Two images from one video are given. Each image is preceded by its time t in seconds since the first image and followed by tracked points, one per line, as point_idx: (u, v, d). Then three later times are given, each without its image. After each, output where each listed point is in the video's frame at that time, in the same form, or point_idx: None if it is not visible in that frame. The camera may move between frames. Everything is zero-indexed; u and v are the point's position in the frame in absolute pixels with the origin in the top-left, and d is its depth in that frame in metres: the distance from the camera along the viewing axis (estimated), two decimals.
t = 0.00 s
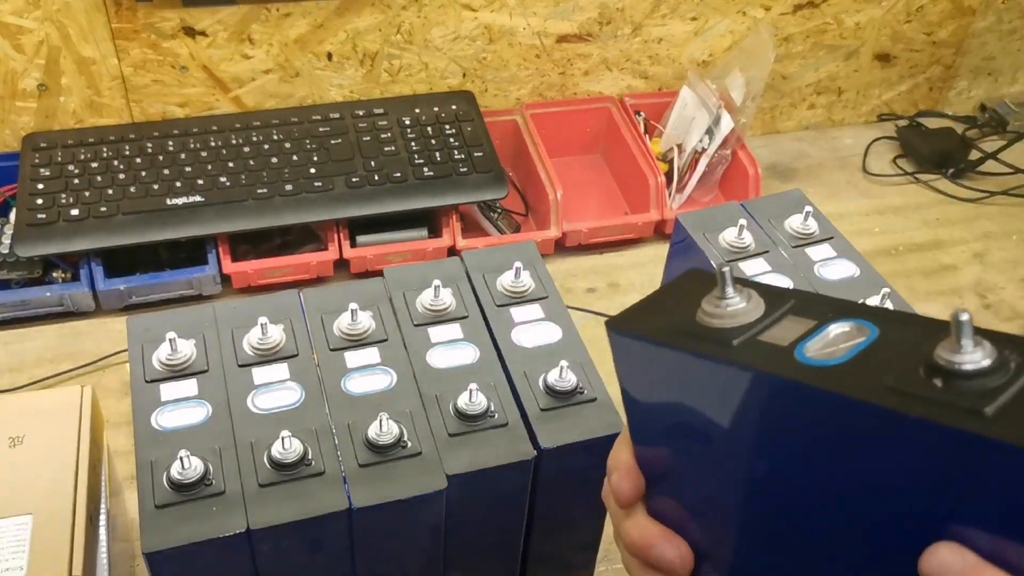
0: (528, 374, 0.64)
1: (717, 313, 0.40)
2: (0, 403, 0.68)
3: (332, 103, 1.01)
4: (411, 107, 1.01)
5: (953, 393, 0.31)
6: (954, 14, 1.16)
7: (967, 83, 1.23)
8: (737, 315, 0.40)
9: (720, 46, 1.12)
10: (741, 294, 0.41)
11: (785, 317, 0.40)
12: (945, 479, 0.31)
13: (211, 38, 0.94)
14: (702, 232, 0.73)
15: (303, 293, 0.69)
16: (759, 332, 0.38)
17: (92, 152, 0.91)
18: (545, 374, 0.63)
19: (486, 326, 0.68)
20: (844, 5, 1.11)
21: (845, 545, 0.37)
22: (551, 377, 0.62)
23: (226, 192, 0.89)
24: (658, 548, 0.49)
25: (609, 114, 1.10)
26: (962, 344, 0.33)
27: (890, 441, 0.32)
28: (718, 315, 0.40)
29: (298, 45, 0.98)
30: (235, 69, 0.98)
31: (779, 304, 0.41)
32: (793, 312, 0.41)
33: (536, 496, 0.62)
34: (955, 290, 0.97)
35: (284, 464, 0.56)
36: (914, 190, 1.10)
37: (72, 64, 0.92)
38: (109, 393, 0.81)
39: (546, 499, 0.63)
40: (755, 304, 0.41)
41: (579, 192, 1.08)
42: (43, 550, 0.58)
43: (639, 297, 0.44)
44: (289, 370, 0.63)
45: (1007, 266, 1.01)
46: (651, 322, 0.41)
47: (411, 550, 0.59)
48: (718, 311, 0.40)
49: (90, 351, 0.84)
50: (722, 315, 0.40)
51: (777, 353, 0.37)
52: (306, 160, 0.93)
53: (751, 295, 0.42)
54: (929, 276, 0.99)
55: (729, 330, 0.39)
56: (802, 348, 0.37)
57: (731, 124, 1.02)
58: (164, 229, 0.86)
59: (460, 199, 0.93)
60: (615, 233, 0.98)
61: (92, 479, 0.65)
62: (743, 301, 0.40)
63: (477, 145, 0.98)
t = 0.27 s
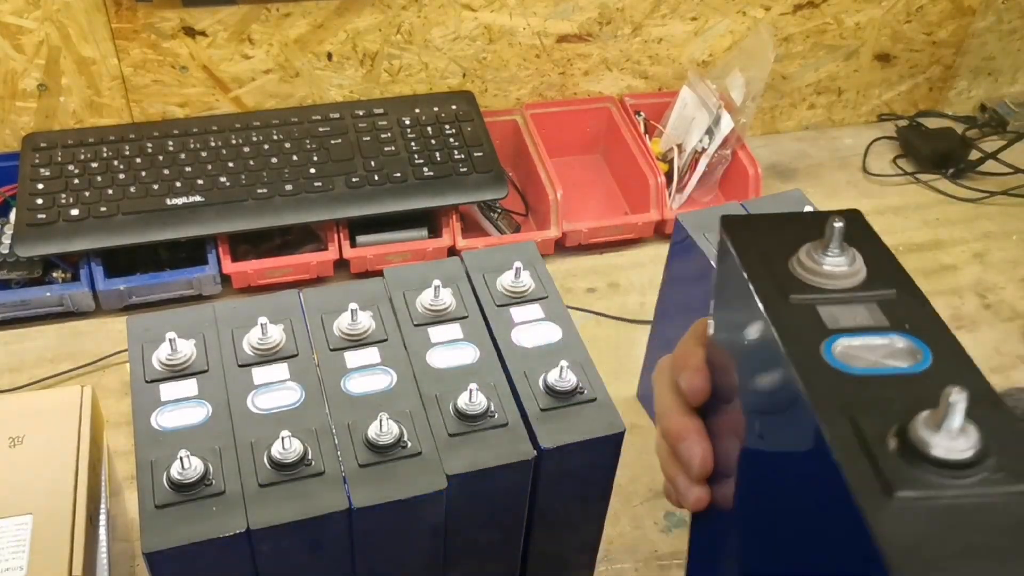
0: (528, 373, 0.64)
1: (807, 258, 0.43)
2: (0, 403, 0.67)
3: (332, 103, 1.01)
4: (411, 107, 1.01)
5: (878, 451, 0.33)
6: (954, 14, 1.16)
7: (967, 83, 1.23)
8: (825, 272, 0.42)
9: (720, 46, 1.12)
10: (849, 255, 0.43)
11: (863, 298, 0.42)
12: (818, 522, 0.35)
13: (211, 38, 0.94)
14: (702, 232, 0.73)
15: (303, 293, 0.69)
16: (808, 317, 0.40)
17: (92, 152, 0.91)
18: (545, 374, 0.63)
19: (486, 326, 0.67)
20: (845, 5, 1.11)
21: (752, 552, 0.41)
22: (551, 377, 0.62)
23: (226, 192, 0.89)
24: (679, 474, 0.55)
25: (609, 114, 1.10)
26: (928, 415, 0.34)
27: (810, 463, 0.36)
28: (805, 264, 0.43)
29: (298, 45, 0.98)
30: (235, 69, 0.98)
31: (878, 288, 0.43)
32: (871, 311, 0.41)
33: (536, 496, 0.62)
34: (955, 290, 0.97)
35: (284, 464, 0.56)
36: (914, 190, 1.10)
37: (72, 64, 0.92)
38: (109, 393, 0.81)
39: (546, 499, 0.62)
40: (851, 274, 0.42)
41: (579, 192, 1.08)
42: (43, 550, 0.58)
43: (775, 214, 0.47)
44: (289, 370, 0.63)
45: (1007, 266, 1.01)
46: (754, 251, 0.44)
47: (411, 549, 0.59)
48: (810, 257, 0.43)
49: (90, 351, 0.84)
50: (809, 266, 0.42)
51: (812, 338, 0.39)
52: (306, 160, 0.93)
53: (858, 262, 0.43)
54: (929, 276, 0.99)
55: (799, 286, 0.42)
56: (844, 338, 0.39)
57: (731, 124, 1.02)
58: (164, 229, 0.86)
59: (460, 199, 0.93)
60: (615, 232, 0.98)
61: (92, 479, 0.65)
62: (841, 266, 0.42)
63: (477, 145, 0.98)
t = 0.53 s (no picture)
0: (528, 374, 0.64)
1: (951, 302, 0.36)
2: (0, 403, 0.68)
3: (332, 103, 1.01)
4: (411, 107, 1.01)
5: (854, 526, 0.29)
6: (954, 14, 1.16)
7: (967, 83, 1.23)
8: (965, 325, 0.35)
9: (720, 46, 1.12)
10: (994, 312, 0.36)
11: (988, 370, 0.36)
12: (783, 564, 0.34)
13: (211, 38, 0.94)
14: (702, 232, 0.73)
15: (303, 293, 0.69)
16: (908, 369, 0.34)
17: (92, 152, 0.91)
18: (545, 374, 0.63)
19: (485, 326, 0.67)
20: (845, 5, 1.11)
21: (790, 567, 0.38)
22: (551, 377, 0.62)
23: (226, 192, 0.89)
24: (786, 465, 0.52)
25: (609, 114, 1.10)
26: (919, 516, 0.29)
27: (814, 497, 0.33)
28: (939, 306, 0.36)
29: (298, 45, 0.98)
30: (235, 69, 0.98)
31: None
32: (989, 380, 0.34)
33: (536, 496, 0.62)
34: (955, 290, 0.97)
35: (284, 464, 0.56)
36: (914, 190, 1.10)
37: (72, 64, 0.92)
38: (109, 393, 0.81)
39: (546, 499, 0.63)
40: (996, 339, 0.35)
41: (579, 192, 1.08)
42: (43, 550, 0.58)
43: (943, 228, 0.40)
44: (289, 370, 0.63)
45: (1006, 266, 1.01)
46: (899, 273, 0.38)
47: (411, 549, 0.59)
48: (951, 302, 0.36)
49: (90, 351, 0.84)
50: (944, 313, 0.36)
51: (885, 384, 0.34)
52: (306, 160, 0.93)
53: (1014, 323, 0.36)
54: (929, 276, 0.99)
55: (919, 325, 0.36)
56: (921, 399, 0.33)
57: (731, 124, 1.02)
58: (164, 229, 0.86)
59: (460, 199, 0.93)
60: (615, 232, 0.98)
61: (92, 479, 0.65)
62: (988, 324, 0.35)
63: (477, 145, 0.98)
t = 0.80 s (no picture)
0: (528, 374, 0.64)
1: (849, 315, 0.28)
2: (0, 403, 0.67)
3: (332, 103, 1.01)
4: (411, 107, 1.01)
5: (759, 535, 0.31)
6: (954, 14, 1.16)
7: (967, 83, 1.23)
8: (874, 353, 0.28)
9: (720, 46, 1.12)
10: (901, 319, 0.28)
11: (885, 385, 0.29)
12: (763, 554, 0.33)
13: (211, 38, 0.94)
14: (702, 232, 0.73)
15: (303, 293, 0.69)
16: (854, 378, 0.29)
17: (92, 152, 0.91)
18: (545, 374, 0.63)
19: (485, 326, 0.67)
20: (845, 5, 1.11)
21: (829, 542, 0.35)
22: (552, 377, 0.62)
23: (226, 192, 0.89)
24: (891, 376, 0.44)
25: (609, 114, 1.10)
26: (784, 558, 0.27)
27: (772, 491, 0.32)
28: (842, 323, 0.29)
29: (298, 45, 0.98)
30: (235, 69, 0.98)
31: (952, 381, 0.27)
32: (878, 401, 0.27)
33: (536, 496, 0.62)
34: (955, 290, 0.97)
35: (284, 464, 0.56)
36: (914, 190, 1.10)
37: (71, 64, 0.92)
38: (109, 393, 0.81)
39: (545, 499, 0.62)
40: (910, 345, 0.27)
41: (579, 192, 1.08)
42: (42, 550, 0.58)
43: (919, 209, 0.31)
44: (289, 370, 0.63)
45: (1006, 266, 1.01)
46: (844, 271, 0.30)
47: (411, 549, 0.59)
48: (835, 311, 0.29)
49: (90, 351, 0.84)
50: (847, 325, 0.28)
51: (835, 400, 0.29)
52: (306, 160, 0.93)
53: (936, 330, 0.28)
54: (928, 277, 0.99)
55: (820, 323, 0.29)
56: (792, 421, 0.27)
57: (731, 124, 1.02)
58: (164, 229, 0.86)
59: (460, 199, 0.93)
60: (615, 232, 0.98)
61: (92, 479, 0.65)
62: (888, 336, 0.28)
63: (477, 145, 0.98)
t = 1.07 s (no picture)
0: (528, 374, 0.64)
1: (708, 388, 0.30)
2: None
3: (332, 103, 1.01)
4: (411, 107, 1.01)
5: None
6: (954, 14, 1.16)
7: (967, 83, 1.23)
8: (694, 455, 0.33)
9: (720, 46, 1.12)
10: (705, 436, 0.33)
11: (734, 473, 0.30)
12: None
13: (211, 38, 0.94)
14: (702, 232, 0.73)
15: (303, 293, 0.69)
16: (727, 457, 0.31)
17: (92, 152, 0.91)
18: (545, 374, 0.63)
19: (485, 326, 0.67)
20: (845, 5, 1.11)
21: None
22: (552, 377, 0.62)
23: (226, 192, 0.89)
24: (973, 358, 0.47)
25: (609, 114, 1.10)
26: None
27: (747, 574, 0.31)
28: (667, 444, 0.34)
29: (298, 45, 0.98)
30: (235, 69, 0.98)
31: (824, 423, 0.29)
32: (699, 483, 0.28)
33: (536, 496, 0.62)
34: (955, 290, 0.97)
35: (284, 464, 0.56)
36: (914, 190, 1.10)
37: (71, 64, 0.92)
38: (109, 393, 0.81)
39: (545, 499, 0.62)
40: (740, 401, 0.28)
41: (579, 192, 1.08)
42: (42, 550, 0.58)
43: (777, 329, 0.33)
44: (289, 370, 0.63)
45: (1007, 266, 1.01)
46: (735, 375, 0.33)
47: (411, 549, 0.59)
48: (658, 438, 0.34)
49: (90, 351, 0.84)
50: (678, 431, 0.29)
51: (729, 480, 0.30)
52: (306, 160, 0.93)
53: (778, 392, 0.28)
54: (928, 276, 0.99)
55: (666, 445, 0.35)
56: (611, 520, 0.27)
57: (731, 124, 1.02)
58: (164, 229, 0.86)
59: (460, 199, 0.93)
60: (615, 232, 0.98)
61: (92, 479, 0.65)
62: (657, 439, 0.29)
63: (477, 145, 0.98)
